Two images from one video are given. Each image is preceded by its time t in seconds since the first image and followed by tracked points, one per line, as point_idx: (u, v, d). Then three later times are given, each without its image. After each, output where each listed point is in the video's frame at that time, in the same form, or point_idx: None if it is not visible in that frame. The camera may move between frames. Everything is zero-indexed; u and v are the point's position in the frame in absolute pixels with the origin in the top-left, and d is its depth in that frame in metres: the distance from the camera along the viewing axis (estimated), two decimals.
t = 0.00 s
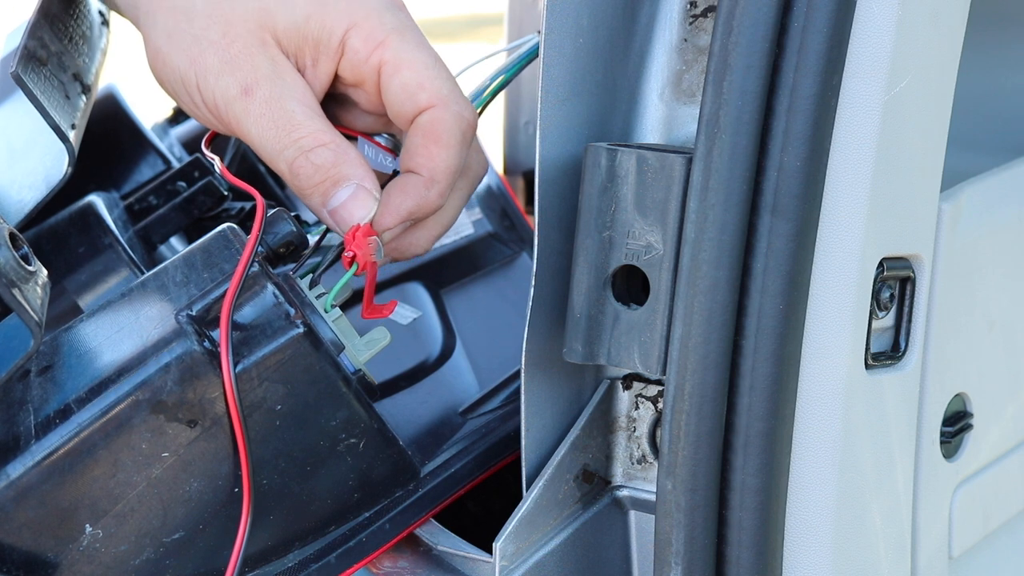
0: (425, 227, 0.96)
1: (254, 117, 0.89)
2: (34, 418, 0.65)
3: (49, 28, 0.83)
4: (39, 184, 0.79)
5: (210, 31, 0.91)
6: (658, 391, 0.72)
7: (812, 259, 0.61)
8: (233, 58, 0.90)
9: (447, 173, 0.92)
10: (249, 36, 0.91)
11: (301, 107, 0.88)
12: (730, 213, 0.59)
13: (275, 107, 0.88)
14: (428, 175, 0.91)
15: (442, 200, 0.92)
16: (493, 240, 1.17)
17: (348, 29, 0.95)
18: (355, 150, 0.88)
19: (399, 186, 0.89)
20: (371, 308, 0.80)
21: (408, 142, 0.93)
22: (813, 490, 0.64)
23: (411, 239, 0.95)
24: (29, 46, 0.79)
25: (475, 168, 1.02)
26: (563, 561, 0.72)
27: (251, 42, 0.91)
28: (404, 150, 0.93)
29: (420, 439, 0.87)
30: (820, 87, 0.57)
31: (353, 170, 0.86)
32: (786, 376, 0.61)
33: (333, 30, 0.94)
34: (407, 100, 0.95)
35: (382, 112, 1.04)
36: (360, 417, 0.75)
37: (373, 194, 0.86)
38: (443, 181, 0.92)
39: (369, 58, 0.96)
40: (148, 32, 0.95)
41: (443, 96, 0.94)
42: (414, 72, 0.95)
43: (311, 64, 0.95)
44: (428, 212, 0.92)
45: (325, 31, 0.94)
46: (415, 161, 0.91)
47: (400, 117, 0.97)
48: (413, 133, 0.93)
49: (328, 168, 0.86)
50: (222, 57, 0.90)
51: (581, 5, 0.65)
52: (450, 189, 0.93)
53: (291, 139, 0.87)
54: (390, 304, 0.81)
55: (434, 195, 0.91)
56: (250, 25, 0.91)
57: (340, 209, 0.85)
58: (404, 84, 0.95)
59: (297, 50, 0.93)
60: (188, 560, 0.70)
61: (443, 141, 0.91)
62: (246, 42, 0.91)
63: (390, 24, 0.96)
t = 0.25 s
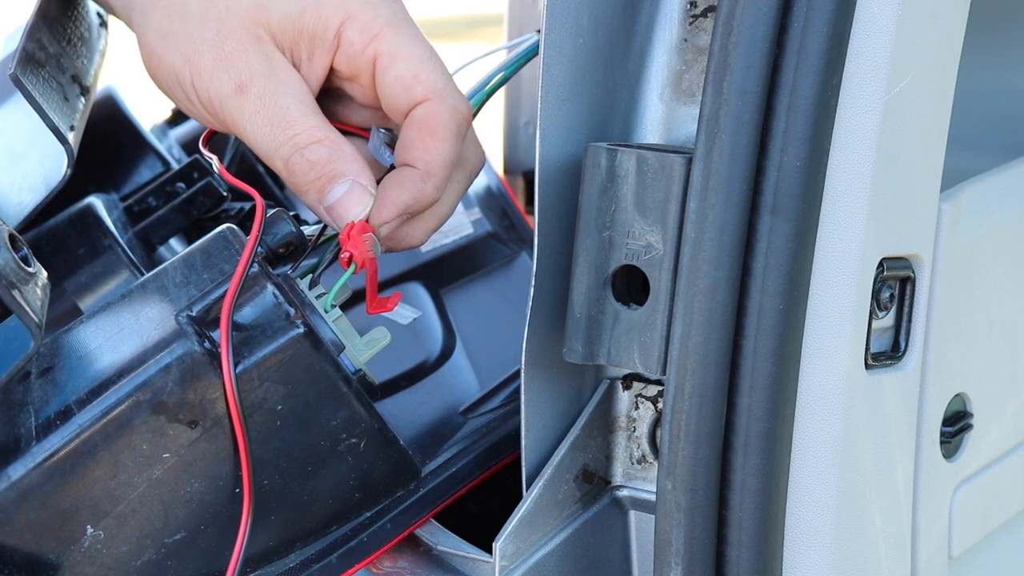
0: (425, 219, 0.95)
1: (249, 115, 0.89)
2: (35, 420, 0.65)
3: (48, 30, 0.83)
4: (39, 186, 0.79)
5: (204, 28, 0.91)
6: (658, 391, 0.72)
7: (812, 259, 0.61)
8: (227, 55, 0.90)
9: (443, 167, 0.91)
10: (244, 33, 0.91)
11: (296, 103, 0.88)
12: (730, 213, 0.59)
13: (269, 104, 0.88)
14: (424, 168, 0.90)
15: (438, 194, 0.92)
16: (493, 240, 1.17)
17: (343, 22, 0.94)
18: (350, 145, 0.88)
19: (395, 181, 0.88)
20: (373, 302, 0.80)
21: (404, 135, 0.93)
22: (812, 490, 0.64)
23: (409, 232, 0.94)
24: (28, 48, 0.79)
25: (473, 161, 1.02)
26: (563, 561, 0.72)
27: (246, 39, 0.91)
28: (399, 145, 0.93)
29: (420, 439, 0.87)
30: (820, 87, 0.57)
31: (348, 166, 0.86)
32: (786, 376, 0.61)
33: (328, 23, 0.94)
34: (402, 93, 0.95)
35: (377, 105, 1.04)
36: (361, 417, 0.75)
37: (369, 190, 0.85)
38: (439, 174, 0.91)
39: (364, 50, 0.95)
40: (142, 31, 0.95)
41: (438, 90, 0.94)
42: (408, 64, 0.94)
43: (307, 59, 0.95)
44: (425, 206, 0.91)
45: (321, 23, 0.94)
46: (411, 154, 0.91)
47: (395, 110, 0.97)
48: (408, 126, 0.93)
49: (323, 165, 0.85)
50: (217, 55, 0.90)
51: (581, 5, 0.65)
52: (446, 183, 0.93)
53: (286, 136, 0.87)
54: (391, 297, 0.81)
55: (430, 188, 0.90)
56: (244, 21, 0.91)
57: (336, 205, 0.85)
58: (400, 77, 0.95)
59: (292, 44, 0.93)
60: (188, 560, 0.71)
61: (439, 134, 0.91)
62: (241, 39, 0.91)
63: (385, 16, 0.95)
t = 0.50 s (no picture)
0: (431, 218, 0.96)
1: (253, 116, 0.89)
2: (44, 419, 0.65)
3: (48, 30, 0.83)
4: (41, 186, 0.80)
5: (207, 29, 0.91)
6: (658, 391, 0.72)
7: (812, 259, 0.61)
8: (229, 56, 0.90)
9: (447, 167, 0.92)
10: (246, 34, 0.91)
11: (299, 104, 0.88)
12: (730, 213, 0.59)
13: (272, 105, 0.88)
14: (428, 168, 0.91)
15: (443, 194, 0.92)
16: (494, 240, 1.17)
17: (345, 22, 0.95)
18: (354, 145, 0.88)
19: (400, 180, 0.88)
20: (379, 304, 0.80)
21: (408, 135, 0.93)
22: (813, 490, 0.64)
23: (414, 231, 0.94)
24: (29, 49, 0.78)
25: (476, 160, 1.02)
26: (563, 561, 0.72)
27: (248, 40, 0.91)
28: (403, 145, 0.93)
29: (420, 440, 0.87)
30: (820, 87, 0.57)
31: (351, 165, 0.86)
32: (786, 376, 0.61)
33: (332, 22, 0.94)
34: (406, 93, 0.96)
35: (378, 105, 1.04)
36: (369, 414, 0.75)
37: (373, 188, 0.85)
38: (444, 174, 0.92)
39: (368, 50, 0.96)
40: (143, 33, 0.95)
41: (441, 89, 0.95)
42: (412, 64, 0.95)
43: (308, 60, 0.96)
44: (430, 206, 0.92)
45: (323, 24, 0.94)
46: (415, 154, 0.92)
47: (397, 110, 0.98)
48: (412, 126, 0.93)
49: (327, 164, 0.86)
50: (219, 56, 0.90)
51: (581, 5, 0.65)
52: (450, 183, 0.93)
53: (290, 137, 0.87)
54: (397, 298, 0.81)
55: (435, 187, 0.91)
56: (245, 22, 0.91)
57: (341, 204, 0.84)
58: (403, 77, 0.95)
59: (295, 44, 0.93)
60: (195, 561, 0.70)
61: (443, 133, 0.92)
62: (243, 40, 0.91)
63: (387, 16, 0.96)
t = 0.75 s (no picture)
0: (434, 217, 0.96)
1: (255, 115, 0.89)
2: (44, 420, 0.65)
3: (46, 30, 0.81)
4: (41, 187, 0.80)
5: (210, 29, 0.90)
6: (658, 391, 0.72)
7: (812, 259, 0.61)
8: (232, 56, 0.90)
9: (451, 166, 0.93)
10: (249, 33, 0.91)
11: (302, 104, 0.89)
12: (730, 213, 0.59)
13: (275, 105, 0.88)
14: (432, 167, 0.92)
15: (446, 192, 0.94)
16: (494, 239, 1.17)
17: (349, 22, 0.94)
18: (356, 146, 0.88)
19: (403, 180, 0.89)
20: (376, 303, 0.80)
21: (412, 135, 0.94)
22: (813, 490, 0.64)
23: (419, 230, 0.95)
24: (28, 51, 0.76)
25: (478, 160, 1.03)
26: (563, 561, 0.72)
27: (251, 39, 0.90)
28: (406, 144, 0.94)
29: (419, 440, 0.87)
30: (820, 88, 0.57)
31: (354, 166, 0.86)
32: (785, 376, 0.61)
33: (336, 22, 0.94)
34: (409, 93, 0.96)
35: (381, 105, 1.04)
36: (369, 414, 0.75)
37: (375, 189, 0.85)
38: (447, 173, 0.93)
39: (372, 49, 0.96)
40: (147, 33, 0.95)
41: (445, 91, 0.95)
42: (417, 64, 0.96)
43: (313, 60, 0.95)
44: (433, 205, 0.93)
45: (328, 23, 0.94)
46: (419, 155, 0.93)
47: (399, 110, 0.98)
48: (416, 126, 0.94)
49: (329, 164, 0.85)
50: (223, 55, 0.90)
51: (581, 5, 0.65)
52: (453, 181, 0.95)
53: (292, 137, 0.87)
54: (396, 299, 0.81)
55: (440, 186, 0.92)
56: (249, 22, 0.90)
57: (342, 204, 0.83)
58: (407, 77, 0.96)
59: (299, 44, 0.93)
60: (199, 560, 0.70)
61: (446, 135, 0.93)
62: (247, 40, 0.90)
63: (391, 16, 0.95)
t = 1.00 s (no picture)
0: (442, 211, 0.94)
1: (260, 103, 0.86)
2: (65, 419, 0.65)
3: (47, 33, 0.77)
4: (45, 192, 0.81)
5: (220, 22, 0.90)
6: (658, 391, 0.72)
7: (812, 259, 0.61)
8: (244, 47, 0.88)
9: (459, 158, 0.91)
10: (256, 24, 0.89)
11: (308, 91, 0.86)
12: (730, 213, 0.59)
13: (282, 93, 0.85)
14: (440, 159, 0.90)
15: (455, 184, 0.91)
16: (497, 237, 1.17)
17: (359, 13, 0.95)
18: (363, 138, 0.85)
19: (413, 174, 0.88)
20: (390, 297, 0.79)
21: (420, 127, 0.92)
22: (813, 491, 0.64)
23: (428, 224, 0.92)
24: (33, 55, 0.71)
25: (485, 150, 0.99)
26: (563, 561, 0.72)
27: (261, 30, 0.89)
28: (415, 137, 0.93)
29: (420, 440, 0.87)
30: (820, 88, 0.57)
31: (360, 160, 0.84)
32: (785, 376, 0.61)
33: (345, 13, 0.95)
34: (417, 83, 0.95)
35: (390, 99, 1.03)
36: (387, 408, 0.75)
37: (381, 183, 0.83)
38: (455, 166, 0.91)
39: (381, 40, 0.96)
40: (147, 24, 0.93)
41: (453, 82, 0.94)
42: (425, 56, 0.95)
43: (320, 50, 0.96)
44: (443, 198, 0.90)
45: (337, 13, 0.95)
46: (428, 147, 0.91)
47: (409, 102, 0.97)
48: (425, 118, 0.93)
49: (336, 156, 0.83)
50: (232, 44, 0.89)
51: (581, 5, 0.65)
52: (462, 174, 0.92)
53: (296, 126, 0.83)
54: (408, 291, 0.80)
55: (447, 179, 0.90)
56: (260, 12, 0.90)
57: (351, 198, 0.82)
58: (415, 69, 0.95)
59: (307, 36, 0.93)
60: (221, 558, 0.69)
61: (456, 126, 0.91)
62: (254, 30, 0.89)
63: (400, 7, 0.96)
